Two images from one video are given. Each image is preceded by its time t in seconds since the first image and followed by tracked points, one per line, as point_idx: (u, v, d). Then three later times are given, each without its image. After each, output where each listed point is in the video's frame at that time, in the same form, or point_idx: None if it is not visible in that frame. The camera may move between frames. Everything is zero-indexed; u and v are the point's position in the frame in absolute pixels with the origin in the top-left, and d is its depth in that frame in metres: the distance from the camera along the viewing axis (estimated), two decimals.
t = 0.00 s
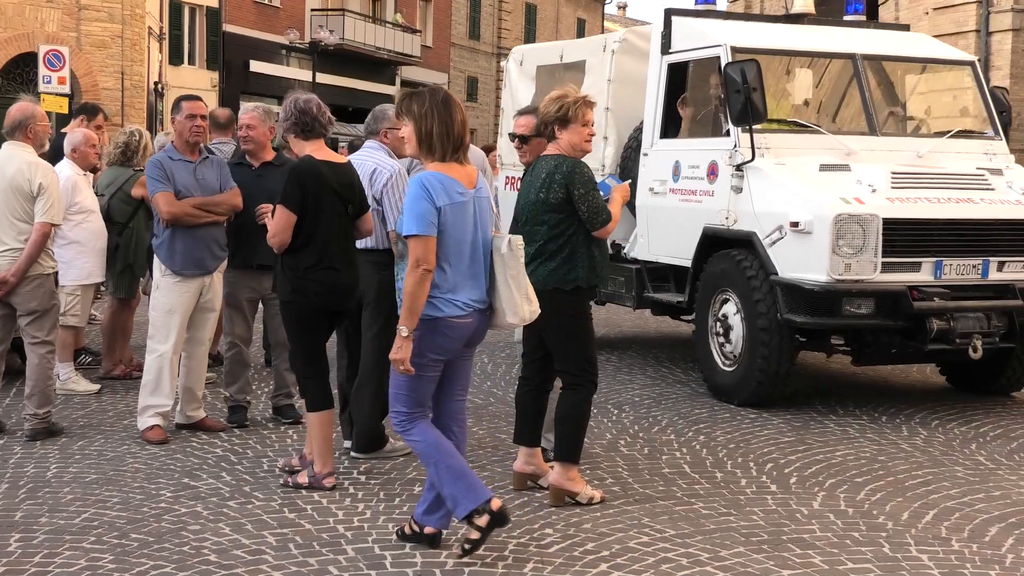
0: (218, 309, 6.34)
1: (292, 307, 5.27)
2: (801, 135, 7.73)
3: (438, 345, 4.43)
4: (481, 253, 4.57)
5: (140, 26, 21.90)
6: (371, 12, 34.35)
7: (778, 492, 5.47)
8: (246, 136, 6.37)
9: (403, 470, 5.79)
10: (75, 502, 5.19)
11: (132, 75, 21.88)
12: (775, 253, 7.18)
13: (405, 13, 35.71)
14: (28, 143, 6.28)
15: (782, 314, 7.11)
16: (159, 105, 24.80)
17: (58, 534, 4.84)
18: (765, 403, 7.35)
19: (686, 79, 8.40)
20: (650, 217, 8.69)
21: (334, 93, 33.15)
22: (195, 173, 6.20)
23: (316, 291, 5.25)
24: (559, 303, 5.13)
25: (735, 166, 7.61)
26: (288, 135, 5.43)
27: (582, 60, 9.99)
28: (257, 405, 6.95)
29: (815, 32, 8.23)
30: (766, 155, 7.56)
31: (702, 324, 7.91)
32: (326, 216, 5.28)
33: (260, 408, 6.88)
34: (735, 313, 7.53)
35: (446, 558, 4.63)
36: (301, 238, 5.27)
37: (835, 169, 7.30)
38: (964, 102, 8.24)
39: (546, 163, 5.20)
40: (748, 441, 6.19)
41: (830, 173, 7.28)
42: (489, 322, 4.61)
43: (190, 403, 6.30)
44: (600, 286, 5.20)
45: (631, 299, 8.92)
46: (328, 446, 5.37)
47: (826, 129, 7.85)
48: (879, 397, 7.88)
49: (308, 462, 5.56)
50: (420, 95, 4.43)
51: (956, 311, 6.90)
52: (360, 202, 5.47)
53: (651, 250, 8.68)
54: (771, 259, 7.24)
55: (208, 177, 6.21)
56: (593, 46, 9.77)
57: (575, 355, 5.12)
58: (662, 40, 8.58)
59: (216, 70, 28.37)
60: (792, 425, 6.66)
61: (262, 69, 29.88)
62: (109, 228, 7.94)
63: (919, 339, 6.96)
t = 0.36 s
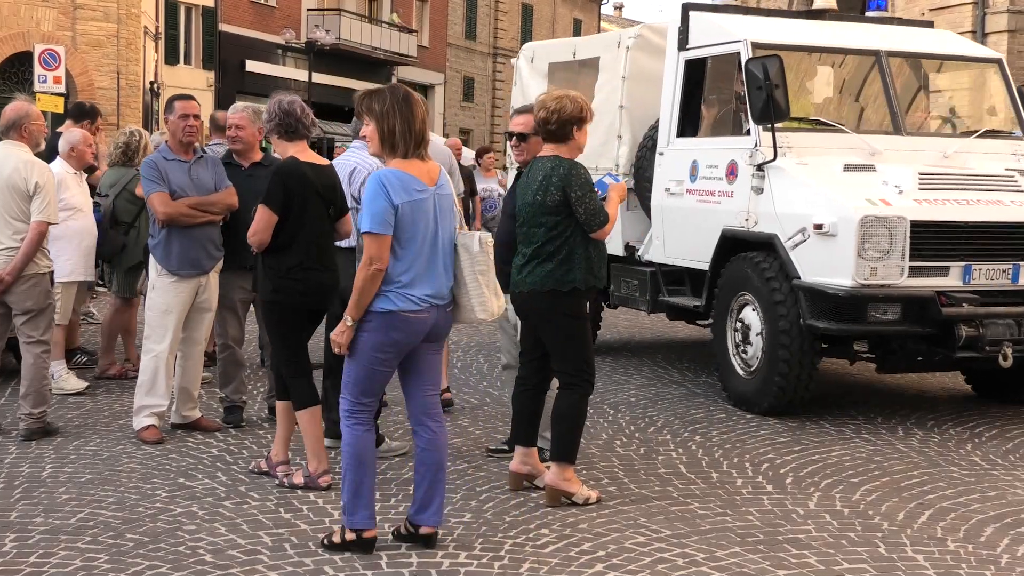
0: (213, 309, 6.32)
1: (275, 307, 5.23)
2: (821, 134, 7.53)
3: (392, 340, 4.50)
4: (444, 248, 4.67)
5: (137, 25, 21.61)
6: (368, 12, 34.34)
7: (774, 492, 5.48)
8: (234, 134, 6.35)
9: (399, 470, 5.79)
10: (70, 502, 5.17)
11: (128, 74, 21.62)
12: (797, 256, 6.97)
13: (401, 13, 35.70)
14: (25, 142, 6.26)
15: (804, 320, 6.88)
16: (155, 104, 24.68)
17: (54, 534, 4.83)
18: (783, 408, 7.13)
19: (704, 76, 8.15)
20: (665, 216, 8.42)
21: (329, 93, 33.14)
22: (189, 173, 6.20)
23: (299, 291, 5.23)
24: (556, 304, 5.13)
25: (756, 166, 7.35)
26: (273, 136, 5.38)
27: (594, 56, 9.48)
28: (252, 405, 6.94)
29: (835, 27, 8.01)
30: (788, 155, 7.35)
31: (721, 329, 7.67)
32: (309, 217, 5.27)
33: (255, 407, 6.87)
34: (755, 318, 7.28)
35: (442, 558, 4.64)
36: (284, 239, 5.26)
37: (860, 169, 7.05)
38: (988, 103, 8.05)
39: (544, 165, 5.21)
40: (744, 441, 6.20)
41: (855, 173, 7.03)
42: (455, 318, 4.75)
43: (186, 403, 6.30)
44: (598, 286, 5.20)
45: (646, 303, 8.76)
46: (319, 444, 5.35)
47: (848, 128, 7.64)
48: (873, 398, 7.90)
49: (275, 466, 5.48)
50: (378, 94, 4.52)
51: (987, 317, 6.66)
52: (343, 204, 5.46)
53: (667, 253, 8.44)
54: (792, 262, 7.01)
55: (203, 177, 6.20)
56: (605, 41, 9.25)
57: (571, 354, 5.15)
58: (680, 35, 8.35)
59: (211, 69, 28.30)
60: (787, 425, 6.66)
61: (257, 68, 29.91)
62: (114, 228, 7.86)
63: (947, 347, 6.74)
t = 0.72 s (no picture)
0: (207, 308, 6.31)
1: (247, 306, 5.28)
2: (840, 132, 7.07)
3: (361, 332, 4.52)
4: (409, 248, 4.69)
5: (133, 23, 21.55)
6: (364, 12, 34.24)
7: (768, 492, 5.48)
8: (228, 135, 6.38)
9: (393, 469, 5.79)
10: (64, 502, 5.16)
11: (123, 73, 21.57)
12: (818, 261, 6.56)
13: (398, 13, 35.60)
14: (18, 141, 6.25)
15: (825, 327, 6.47)
16: (150, 103, 24.60)
17: (47, 533, 4.82)
18: (804, 420, 6.74)
19: (723, 73, 7.74)
20: (679, 220, 8.02)
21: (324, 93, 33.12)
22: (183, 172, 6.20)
23: (274, 291, 5.27)
24: (559, 304, 5.16)
25: (774, 167, 6.94)
26: (252, 135, 5.39)
27: (607, 53, 9.19)
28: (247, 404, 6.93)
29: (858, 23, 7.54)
30: (809, 154, 6.92)
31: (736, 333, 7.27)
32: (283, 218, 5.29)
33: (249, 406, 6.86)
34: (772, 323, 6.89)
35: (437, 558, 4.63)
36: (258, 239, 5.29)
37: (884, 169, 6.66)
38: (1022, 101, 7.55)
39: (547, 166, 5.24)
40: (738, 442, 6.20)
41: (880, 175, 6.62)
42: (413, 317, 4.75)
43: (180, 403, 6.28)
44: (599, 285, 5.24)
45: (660, 308, 8.39)
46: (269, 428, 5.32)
47: (874, 127, 7.17)
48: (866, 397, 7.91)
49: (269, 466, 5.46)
50: (351, 87, 4.58)
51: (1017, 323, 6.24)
52: (320, 202, 5.46)
53: (682, 256, 8.06)
54: (814, 266, 6.61)
55: (197, 176, 6.21)
56: (619, 38, 9.00)
57: (571, 352, 5.18)
58: (696, 31, 7.94)
59: (207, 70, 28.27)
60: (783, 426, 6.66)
61: (252, 67, 29.95)
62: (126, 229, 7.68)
63: (976, 355, 6.33)
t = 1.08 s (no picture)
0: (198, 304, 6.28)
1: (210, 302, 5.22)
2: (862, 131, 6.90)
3: (360, 331, 4.51)
4: (396, 248, 4.68)
5: (127, 22, 21.28)
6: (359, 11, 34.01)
7: (763, 492, 5.48)
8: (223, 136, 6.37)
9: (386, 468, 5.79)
10: (58, 500, 5.15)
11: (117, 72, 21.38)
12: (839, 264, 6.38)
13: (394, 14, 35.38)
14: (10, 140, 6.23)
15: (847, 332, 6.29)
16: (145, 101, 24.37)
17: (42, 532, 4.80)
18: (822, 426, 6.57)
19: (739, 68, 7.53)
20: (693, 220, 7.82)
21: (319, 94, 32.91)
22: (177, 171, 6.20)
23: (237, 287, 5.20)
24: (558, 302, 5.17)
25: (795, 166, 6.75)
26: (224, 133, 5.33)
27: (619, 50, 8.89)
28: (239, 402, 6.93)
29: (880, 19, 7.35)
30: (830, 152, 6.74)
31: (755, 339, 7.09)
32: (242, 214, 5.25)
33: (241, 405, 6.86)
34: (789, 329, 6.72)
35: (431, 558, 4.63)
36: (219, 235, 5.26)
37: (909, 169, 6.48)
38: None
39: (545, 164, 5.24)
40: (733, 442, 6.20)
41: (903, 174, 6.44)
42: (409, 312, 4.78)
43: (173, 403, 6.29)
44: (594, 284, 5.26)
45: (672, 312, 8.19)
46: (213, 442, 5.34)
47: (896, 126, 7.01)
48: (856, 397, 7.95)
49: (264, 465, 5.49)
50: (340, 84, 4.54)
51: None
52: (289, 199, 5.40)
53: (695, 257, 7.86)
54: (835, 270, 6.43)
55: (192, 174, 6.22)
56: (632, 33, 8.71)
57: (566, 353, 5.18)
58: (712, 27, 7.73)
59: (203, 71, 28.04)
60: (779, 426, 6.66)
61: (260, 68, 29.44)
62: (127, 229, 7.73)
63: (1001, 362, 6.18)
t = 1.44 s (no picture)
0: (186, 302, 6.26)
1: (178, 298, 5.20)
2: (876, 130, 6.62)
3: (361, 328, 4.53)
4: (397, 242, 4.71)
5: (117, 19, 20.51)
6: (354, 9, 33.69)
7: (756, 492, 5.48)
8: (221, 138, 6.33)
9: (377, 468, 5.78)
10: (49, 500, 5.12)
11: (110, 70, 20.54)
12: (854, 268, 6.10)
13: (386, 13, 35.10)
14: None
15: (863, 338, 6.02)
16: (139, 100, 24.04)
17: (33, 533, 4.78)
18: (837, 432, 6.31)
19: (750, 65, 7.29)
20: (703, 222, 7.55)
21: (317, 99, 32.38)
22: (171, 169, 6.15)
23: (197, 283, 5.15)
24: (551, 302, 5.16)
25: (807, 166, 6.48)
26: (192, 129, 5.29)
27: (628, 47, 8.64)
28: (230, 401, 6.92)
29: (898, 13, 7.06)
30: (844, 152, 6.46)
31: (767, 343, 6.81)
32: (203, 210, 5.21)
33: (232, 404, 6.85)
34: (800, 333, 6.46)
35: (423, 558, 4.62)
36: (183, 232, 5.23)
37: (927, 169, 6.20)
38: None
39: (533, 164, 5.23)
40: (725, 442, 6.19)
41: (922, 175, 6.17)
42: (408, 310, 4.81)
43: (164, 403, 6.28)
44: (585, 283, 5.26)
45: (681, 315, 7.97)
46: (204, 444, 5.30)
47: (912, 126, 6.73)
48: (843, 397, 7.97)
49: (256, 463, 5.46)
50: (334, 84, 4.55)
51: None
52: (254, 195, 5.33)
53: (704, 261, 7.60)
54: (849, 274, 6.14)
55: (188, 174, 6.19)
56: (641, 29, 8.46)
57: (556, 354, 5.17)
58: (723, 22, 7.47)
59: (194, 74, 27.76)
60: (771, 427, 6.65)
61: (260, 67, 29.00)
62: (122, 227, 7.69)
63: None
